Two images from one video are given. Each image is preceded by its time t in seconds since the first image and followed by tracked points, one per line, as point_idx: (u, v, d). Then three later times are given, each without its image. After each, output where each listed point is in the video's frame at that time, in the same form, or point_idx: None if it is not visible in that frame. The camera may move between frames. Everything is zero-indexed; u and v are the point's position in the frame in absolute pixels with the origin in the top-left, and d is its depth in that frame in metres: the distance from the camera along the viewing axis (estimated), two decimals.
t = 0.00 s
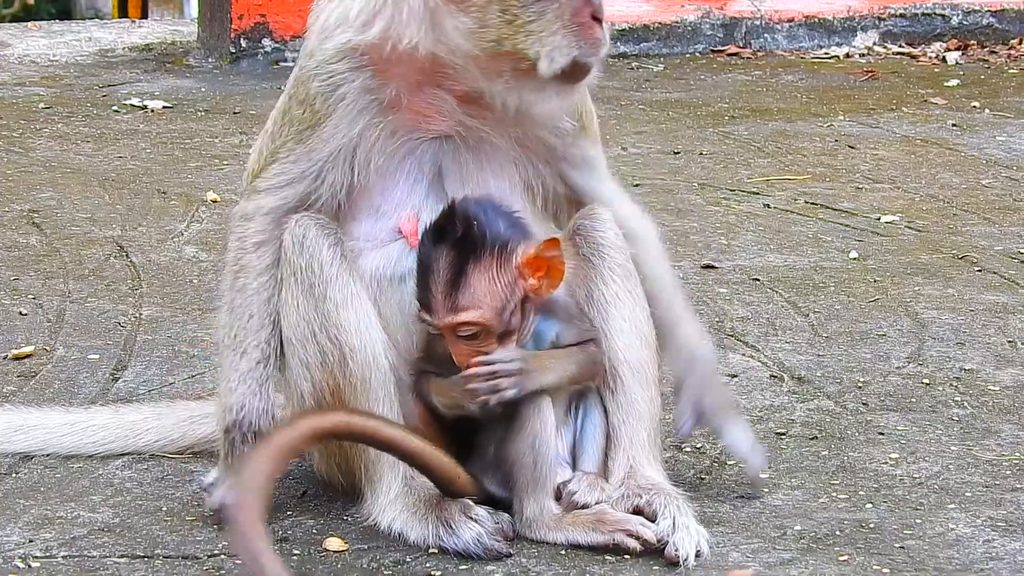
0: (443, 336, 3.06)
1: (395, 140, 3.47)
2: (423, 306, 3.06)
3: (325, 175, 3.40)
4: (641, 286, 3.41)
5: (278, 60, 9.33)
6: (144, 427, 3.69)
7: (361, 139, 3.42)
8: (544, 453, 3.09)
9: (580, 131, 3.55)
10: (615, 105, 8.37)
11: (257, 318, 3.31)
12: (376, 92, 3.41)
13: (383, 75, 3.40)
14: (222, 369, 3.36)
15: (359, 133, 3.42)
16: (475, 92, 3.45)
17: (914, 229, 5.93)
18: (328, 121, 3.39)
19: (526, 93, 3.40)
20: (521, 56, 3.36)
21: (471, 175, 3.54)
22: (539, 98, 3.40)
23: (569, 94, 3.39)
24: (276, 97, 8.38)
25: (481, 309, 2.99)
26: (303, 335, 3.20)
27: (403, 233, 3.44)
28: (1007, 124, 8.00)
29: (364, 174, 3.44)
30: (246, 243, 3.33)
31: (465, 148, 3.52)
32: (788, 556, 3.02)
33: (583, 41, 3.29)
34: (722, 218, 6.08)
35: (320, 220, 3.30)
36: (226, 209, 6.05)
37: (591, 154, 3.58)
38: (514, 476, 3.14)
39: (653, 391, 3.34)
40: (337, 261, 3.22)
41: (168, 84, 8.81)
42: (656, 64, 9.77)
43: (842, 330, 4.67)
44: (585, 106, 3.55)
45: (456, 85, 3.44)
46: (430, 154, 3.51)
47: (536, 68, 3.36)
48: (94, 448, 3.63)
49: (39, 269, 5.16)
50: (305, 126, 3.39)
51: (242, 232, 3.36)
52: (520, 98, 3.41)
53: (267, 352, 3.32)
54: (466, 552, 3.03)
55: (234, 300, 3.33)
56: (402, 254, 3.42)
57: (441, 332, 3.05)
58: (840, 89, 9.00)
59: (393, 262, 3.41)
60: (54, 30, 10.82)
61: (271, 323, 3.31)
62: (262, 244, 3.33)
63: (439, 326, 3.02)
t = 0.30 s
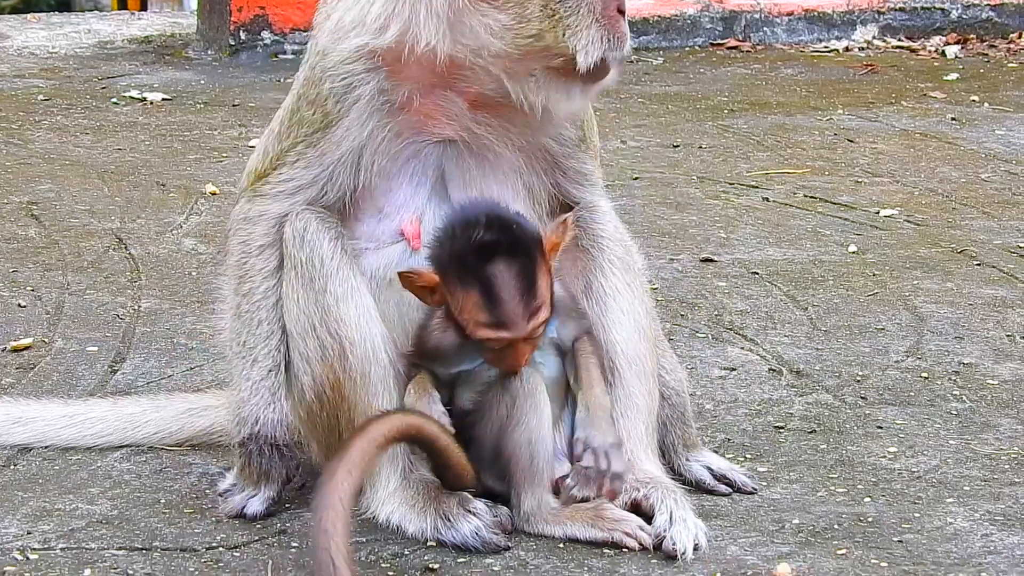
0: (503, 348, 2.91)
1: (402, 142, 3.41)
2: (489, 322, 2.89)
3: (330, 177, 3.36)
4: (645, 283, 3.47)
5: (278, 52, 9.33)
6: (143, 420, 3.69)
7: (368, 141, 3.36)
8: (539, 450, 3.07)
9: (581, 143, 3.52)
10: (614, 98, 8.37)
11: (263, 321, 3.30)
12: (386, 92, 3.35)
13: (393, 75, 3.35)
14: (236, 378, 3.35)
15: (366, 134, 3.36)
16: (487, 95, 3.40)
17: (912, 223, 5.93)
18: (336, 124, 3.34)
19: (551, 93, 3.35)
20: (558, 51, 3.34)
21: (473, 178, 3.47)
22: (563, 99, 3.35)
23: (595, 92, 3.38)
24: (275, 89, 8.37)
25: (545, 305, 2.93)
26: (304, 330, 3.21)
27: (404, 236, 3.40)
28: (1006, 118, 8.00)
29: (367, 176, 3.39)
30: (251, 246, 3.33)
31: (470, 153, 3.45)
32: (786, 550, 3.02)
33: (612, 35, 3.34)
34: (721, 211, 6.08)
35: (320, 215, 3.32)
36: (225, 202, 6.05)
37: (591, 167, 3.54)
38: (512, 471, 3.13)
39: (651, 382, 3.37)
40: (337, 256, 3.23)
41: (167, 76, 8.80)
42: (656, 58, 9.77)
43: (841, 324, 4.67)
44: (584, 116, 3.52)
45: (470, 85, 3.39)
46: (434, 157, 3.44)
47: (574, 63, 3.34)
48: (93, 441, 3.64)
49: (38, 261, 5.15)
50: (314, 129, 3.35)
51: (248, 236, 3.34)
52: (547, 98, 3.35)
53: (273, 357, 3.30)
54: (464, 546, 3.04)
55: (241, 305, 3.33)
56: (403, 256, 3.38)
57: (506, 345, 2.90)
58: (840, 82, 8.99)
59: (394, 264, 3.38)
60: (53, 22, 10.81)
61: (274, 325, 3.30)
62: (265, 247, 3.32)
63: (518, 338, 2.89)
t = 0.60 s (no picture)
0: (555, 318, 2.93)
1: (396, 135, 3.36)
2: (543, 291, 2.90)
3: (325, 169, 3.34)
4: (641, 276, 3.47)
5: (279, 47, 9.32)
6: (144, 415, 3.69)
7: (363, 133, 3.33)
8: (541, 444, 3.06)
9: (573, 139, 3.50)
10: (615, 93, 8.36)
11: (262, 318, 3.31)
12: (384, 83, 3.30)
13: (392, 66, 3.30)
14: (237, 375, 3.36)
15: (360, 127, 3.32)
16: (485, 86, 3.37)
17: (913, 218, 5.92)
18: (332, 113, 3.30)
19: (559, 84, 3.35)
20: (578, 41, 3.34)
21: (466, 173, 3.44)
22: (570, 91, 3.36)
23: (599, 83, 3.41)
24: (276, 84, 8.37)
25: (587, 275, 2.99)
26: (302, 327, 3.23)
27: (398, 231, 3.37)
28: (1007, 112, 7.99)
29: (360, 169, 3.37)
30: (247, 242, 3.34)
31: (463, 147, 3.42)
32: (787, 545, 3.02)
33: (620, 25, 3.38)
34: (723, 206, 6.08)
35: (314, 212, 3.32)
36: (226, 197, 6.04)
37: (583, 164, 3.53)
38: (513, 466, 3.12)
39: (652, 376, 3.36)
40: (332, 252, 3.23)
41: (168, 71, 8.79)
42: (657, 52, 9.76)
43: (842, 319, 4.67)
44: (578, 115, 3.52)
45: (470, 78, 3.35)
46: (427, 150, 3.40)
47: (591, 52, 3.36)
48: (94, 437, 3.64)
49: (39, 256, 5.16)
50: (310, 118, 3.31)
51: (245, 234, 3.35)
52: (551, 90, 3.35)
53: (273, 354, 3.31)
54: (466, 541, 3.04)
55: (240, 301, 3.34)
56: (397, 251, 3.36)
57: (560, 313, 2.93)
58: (841, 77, 8.99)
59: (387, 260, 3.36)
60: (54, 17, 10.80)
61: (272, 322, 3.30)
62: (261, 243, 3.33)
63: (572, 303, 2.92)
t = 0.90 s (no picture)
0: (586, 334, 2.94)
1: (397, 125, 3.34)
2: (584, 305, 2.91)
3: (324, 162, 3.33)
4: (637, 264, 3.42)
5: (278, 42, 9.29)
6: (143, 410, 3.69)
7: (363, 124, 3.31)
8: (545, 438, 3.06)
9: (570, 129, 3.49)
10: (614, 87, 8.36)
11: (261, 313, 3.31)
12: (384, 72, 3.29)
13: (393, 55, 3.29)
14: (236, 368, 3.36)
15: (359, 120, 3.31)
16: (485, 73, 3.35)
17: (913, 212, 5.92)
18: (332, 106, 3.29)
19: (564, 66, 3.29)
20: (584, 19, 3.23)
21: (466, 166, 3.39)
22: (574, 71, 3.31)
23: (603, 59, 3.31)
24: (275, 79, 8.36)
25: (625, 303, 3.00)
26: (300, 323, 3.23)
27: (396, 225, 3.34)
28: (1006, 107, 7.99)
29: (359, 160, 3.35)
30: (245, 237, 3.34)
31: (463, 138, 3.38)
32: (786, 540, 3.02)
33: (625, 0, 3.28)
34: (722, 201, 6.08)
35: (312, 209, 3.31)
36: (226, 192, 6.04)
37: (579, 155, 3.52)
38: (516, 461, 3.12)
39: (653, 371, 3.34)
40: (330, 249, 3.23)
41: (167, 66, 8.79)
42: (656, 47, 9.75)
43: (841, 313, 4.67)
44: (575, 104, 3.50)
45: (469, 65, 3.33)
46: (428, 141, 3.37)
47: (596, 28, 3.25)
48: (93, 432, 3.64)
49: (38, 251, 5.15)
50: (311, 111, 3.31)
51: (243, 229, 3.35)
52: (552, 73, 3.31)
53: (272, 350, 3.31)
54: (465, 536, 3.04)
55: (239, 295, 3.34)
56: (397, 245, 3.34)
57: (591, 331, 2.93)
58: (841, 71, 8.98)
59: (385, 254, 3.34)
60: (54, 12, 10.79)
61: (271, 317, 3.30)
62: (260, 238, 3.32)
63: (605, 325, 2.93)
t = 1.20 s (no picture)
0: (599, 326, 2.92)
1: (411, 107, 3.34)
2: (593, 298, 2.89)
3: (337, 144, 3.32)
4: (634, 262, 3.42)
5: (276, 37, 9.41)
6: (141, 407, 3.69)
7: (377, 108, 3.30)
8: (544, 433, 3.07)
9: (569, 118, 3.53)
10: (613, 83, 8.35)
11: (261, 307, 3.30)
12: (400, 50, 3.30)
13: (410, 34, 3.31)
14: (235, 362, 3.36)
15: (375, 100, 3.30)
16: (497, 53, 3.40)
17: (911, 208, 5.92)
18: (349, 87, 3.28)
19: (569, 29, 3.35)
20: None
21: (471, 153, 3.39)
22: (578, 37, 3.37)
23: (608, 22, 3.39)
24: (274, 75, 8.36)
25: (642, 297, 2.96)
26: (298, 321, 3.23)
27: (402, 215, 3.34)
28: (1005, 102, 7.98)
29: (370, 143, 3.33)
30: (243, 234, 3.33)
31: (471, 125, 3.39)
32: (786, 535, 3.02)
33: None
34: (721, 196, 6.08)
35: (312, 207, 3.31)
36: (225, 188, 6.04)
37: (577, 149, 3.55)
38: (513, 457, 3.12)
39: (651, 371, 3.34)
40: (329, 248, 3.23)
41: (166, 62, 8.78)
42: (655, 42, 9.75)
43: (840, 309, 4.67)
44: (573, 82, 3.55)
45: (481, 44, 3.38)
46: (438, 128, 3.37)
47: None
48: (92, 429, 3.64)
49: (36, 247, 5.15)
50: (327, 91, 3.29)
51: (249, 215, 3.34)
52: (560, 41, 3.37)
53: (273, 346, 3.30)
54: (465, 532, 3.04)
55: (239, 287, 3.33)
56: (402, 235, 3.34)
57: (602, 322, 2.91)
58: (840, 67, 8.98)
59: (389, 244, 3.34)
60: (52, 8, 10.78)
61: (270, 312, 3.29)
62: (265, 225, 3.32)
63: (616, 317, 2.90)
